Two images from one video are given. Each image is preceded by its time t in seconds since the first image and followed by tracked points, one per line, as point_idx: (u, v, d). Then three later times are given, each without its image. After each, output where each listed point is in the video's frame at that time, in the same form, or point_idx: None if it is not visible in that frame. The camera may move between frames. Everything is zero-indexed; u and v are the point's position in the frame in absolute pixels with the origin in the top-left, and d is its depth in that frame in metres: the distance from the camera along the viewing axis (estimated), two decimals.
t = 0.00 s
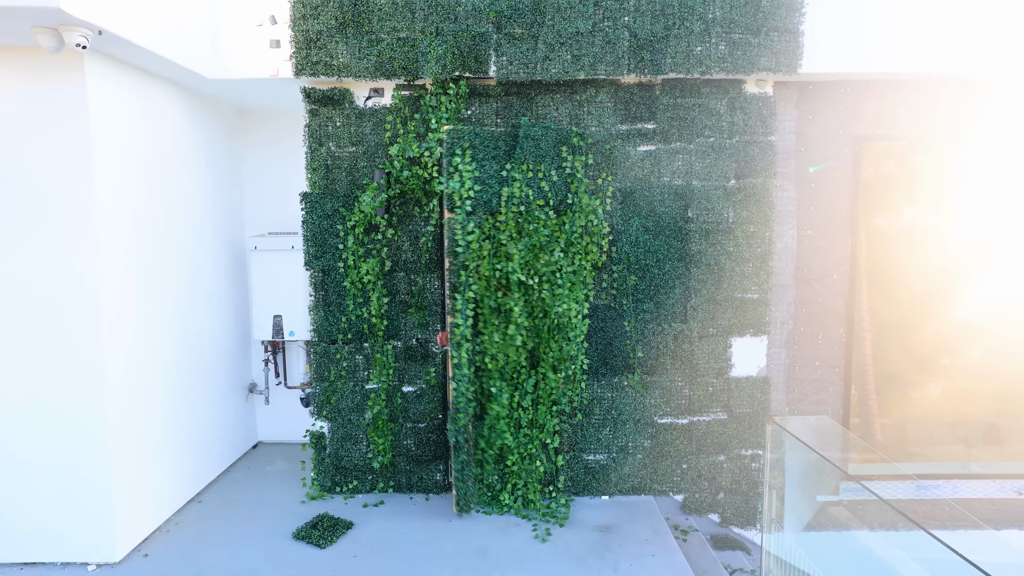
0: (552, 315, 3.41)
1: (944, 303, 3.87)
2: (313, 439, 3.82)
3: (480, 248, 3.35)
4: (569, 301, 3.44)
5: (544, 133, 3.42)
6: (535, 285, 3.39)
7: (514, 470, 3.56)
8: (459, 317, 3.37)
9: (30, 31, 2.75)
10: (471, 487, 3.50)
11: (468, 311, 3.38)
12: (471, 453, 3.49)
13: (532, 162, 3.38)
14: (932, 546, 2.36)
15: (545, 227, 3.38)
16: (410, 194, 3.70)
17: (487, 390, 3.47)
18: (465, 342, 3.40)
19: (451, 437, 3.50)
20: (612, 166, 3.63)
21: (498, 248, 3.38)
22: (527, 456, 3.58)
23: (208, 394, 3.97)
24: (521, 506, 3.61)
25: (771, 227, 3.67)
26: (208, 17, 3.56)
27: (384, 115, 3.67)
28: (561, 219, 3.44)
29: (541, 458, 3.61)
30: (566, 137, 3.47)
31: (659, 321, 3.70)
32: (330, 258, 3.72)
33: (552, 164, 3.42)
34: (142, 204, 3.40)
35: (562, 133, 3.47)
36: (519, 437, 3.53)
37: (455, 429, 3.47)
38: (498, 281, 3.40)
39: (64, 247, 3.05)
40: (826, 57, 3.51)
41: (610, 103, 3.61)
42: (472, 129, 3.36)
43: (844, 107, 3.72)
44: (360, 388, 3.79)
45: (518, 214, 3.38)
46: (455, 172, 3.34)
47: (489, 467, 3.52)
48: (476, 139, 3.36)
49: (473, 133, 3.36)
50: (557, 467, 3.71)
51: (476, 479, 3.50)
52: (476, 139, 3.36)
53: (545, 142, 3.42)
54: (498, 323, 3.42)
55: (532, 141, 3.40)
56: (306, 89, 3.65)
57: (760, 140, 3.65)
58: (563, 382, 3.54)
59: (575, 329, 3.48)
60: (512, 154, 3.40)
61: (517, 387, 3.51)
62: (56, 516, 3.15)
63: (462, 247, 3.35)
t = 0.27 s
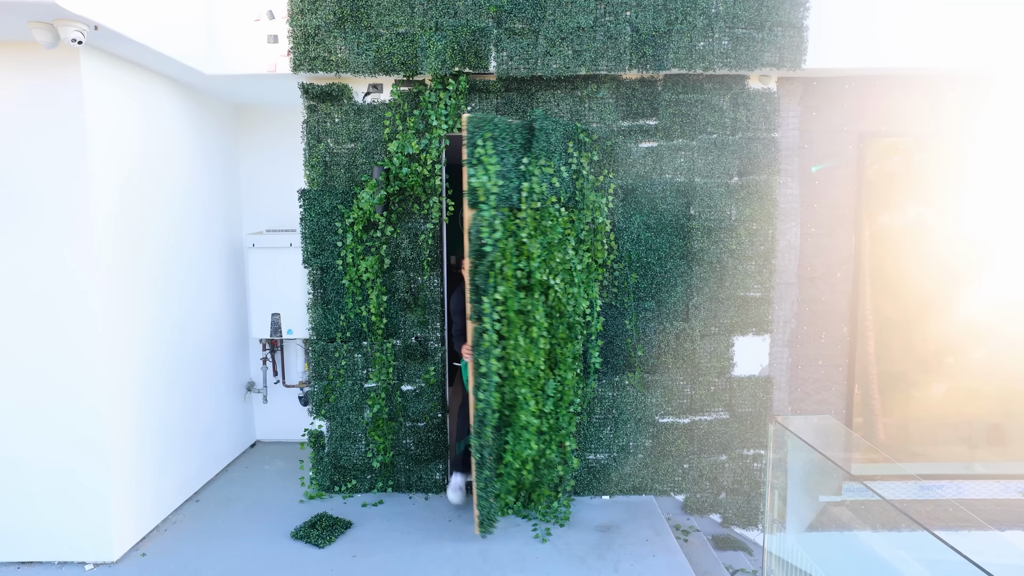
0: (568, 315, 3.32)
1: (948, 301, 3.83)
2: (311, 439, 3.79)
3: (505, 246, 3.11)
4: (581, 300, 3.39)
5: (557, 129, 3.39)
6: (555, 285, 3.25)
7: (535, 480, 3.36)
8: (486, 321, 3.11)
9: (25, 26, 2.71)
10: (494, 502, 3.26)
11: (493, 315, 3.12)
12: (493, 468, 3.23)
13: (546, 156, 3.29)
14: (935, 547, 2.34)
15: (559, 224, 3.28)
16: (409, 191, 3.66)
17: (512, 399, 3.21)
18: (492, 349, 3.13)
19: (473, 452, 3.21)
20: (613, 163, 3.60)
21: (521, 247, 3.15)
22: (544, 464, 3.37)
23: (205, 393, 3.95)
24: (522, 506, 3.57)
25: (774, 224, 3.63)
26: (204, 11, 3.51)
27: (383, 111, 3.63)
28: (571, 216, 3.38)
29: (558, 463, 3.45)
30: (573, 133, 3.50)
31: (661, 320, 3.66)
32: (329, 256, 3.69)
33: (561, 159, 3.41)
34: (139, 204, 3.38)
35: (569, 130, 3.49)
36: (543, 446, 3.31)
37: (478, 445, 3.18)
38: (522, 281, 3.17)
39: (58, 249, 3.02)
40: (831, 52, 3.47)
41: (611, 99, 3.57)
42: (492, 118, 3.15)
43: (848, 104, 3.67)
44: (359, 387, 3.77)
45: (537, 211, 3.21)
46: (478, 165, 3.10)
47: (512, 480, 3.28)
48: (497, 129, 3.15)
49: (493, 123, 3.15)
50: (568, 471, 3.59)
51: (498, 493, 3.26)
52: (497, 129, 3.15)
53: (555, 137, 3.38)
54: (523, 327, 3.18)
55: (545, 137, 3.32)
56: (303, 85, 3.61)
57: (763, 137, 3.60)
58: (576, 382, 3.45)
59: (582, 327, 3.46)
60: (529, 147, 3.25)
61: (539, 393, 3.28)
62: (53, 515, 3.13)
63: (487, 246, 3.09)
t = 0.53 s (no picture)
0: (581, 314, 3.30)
1: (952, 300, 3.80)
2: (309, 438, 3.76)
3: (527, 245, 3.05)
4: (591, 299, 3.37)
5: (566, 125, 3.30)
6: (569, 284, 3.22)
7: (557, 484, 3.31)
8: (507, 322, 3.05)
9: (20, 22, 2.67)
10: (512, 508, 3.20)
11: (514, 316, 3.07)
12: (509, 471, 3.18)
13: (559, 153, 3.26)
14: (938, 549, 2.31)
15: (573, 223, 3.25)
16: (409, 189, 3.61)
17: (536, 403, 3.17)
18: (513, 351, 3.08)
19: (491, 460, 3.17)
20: (614, 161, 3.57)
21: (541, 245, 3.12)
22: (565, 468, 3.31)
23: (202, 392, 3.91)
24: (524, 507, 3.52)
25: (777, 222, 3.60)
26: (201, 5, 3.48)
27: (382, 107, 3.59)
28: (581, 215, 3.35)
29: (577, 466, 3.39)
30: (579, 130, 3.45)
31: (663, 319, 3.63)
32: (328, 254, 3.67)
33: (570, 156, 3.35)
34: (136, 201, 3.34)
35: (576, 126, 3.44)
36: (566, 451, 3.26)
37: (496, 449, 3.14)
38: (542, 281, 3.13)
39: (55, 246, 2.98)
40: (834, 49, 3.43)
41: (613, 96, 3.53)
42: (509, 111, 3.09)
43: (852, 100, 3.63)
44: (358, 386, 3.74)
45: (554, 209, 3.18)
46: (499, 159, 3.03)
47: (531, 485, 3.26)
48: (515, 124, 3.10)
49: (510, 116, 3.09)
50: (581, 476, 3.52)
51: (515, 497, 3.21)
52: (515, 122, 3.11)
53: (567, 134, 3.35)
54: (543, 328, 3.13)
55: (557, 133, 3.23)
56: (302, 82, 3.58)
57: (766, 134, 3.57)
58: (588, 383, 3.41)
59: (590, 326, 3.44)
60: (544, 143, 3.22)
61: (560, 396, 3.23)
62: (50, 515, 3.09)
63: (508, 245, 3.05)
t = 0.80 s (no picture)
0: (581, 311, 3.27)
1: (958, 298, 3.76)
2: (309, 437, 3.73)
3: (528, 242, 3.02)
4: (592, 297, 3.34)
5: (567, 121, 3.27)
6: (570, 281, 3.19)
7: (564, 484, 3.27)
8: (508, 320, 3.02)
9: (18, 18, 2.64)
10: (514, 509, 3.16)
11: (516, 314, 3.03)
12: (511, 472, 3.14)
13: (560, 149, 3.22)
14: (943, 550, 2.28)
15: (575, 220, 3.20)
16: (408, 185, 3.58)
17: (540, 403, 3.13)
18: (514, 350, 3.04)
19: (491, 460, 3.12)
20: (616, 157, 3.53)
21: (541, 242, 3.09)
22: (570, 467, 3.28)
23: (201, 390, 3.89)
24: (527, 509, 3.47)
25: (780, 220, 3.56)
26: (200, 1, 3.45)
27: (382, 104, 3.56)
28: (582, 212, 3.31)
29: (581, 466, 3.36)
30: (580, 126, 3.41)
31: (665, 317, 3.59)
32: (326, 251, 3.64)
33: (572, 152, 3.32)
34: (134, 198, 3.32)
35: (578, 122, 3.40)
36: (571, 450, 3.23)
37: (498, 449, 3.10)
38: (543, 279, 3.10)
39: (53, 244, 2.96)
40: (839, 44, 3.39)
41: (614, 92, 3.50)
42: (509, 107, 3.06)
43: (856, 96, 3.59)
44: (357, 384, 3.72)
45: (555, 205, 3.14)
46: (499, 155, 3.01)
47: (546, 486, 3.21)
48: (515, 119, 3.07)
49: (511, 112, 3.06)
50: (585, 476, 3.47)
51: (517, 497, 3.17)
52: (516, 118, 3.07)
53: (568, 130, 3.31)
54: (545, 326, 3.10)
55: (557, 130, 3.22)
56: (301, 77, 3.55)
57: (769, 131, 3.53)
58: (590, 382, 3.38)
59: (591, 324, 3.41)
60: (544, 139, 3.19)
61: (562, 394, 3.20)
62: (47, 515, 3.07)
63: (509, 242, 3.01)
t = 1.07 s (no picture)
0: (581, 310, 3.22)
1: (962, 295, 3.73)
2: (308, 436, 3.70)
3: (527, 239, 2.99)
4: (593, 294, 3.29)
5: (568, 118, 3.24)
6: (570, 279, 3.14)
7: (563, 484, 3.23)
8: (508, 318, 3.00)
9: (14, 13, 2.60)
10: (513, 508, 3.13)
11: (515, 312, 3.00)
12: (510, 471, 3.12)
13: (561, 145, 3.18)
14: (947, 550, 2.29)
15: (575, 217, 3.16)
16: (408, 182, 3.56)
17: (536, 401, 3.11)
18: (513, 348, 3.01)
19: (490, 459, 3.11)
20: (617, 154, 3.50)
21: (540, 240, 3.05)
22: (569, 468, 3.24)
23: (199, 389, 3.86)
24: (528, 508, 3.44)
25: (783, 217, 3.53)
26: None
27: (381, 100, 3.53)
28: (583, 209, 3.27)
29: (581, 466, 3.33)
30: (582, 122, 3.38)
31: (666, 315, 3.56)
32: (325, 248, 3.61)
33: (573, 148, 3.29)
34: (131, 195, 3.29)
35: (579, 118, 3.38)
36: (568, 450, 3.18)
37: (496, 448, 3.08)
38: (543, 277, 3.07)
39: (49, 240, 2.93)
40: (842, 40, 3.36)
41: (615, 88, 3.47)
42: (508, 103, 3.05)
43: (860, 93, 3.56)
44: (356, 383, 3.68)
45: (555, 203, 3.10)
46: (498, 152, 2.99)
47: (539, 487, 3.13)
48: (514, 116, 3.06)
49: (510, 109, 3.06)
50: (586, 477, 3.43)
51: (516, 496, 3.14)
52: (515, 115, 3.06)
53: (569, 127, 3.27)
54: (544, 325, 3.06)
55: (557, 126, 3.18)
56: (299, 73, 3.51)
57: (772, 127, 3.50)
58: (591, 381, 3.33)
59: (592, 322, 3.36)
60: (545, 136, 3.15)
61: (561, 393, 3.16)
62: (43, 515, 3.03)
63: (509, 240, 3.00)
